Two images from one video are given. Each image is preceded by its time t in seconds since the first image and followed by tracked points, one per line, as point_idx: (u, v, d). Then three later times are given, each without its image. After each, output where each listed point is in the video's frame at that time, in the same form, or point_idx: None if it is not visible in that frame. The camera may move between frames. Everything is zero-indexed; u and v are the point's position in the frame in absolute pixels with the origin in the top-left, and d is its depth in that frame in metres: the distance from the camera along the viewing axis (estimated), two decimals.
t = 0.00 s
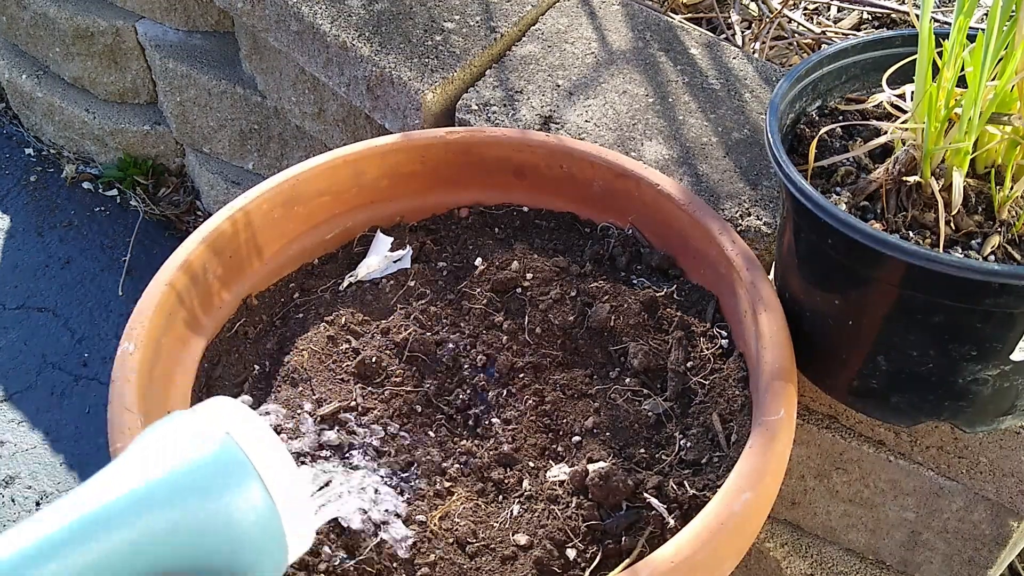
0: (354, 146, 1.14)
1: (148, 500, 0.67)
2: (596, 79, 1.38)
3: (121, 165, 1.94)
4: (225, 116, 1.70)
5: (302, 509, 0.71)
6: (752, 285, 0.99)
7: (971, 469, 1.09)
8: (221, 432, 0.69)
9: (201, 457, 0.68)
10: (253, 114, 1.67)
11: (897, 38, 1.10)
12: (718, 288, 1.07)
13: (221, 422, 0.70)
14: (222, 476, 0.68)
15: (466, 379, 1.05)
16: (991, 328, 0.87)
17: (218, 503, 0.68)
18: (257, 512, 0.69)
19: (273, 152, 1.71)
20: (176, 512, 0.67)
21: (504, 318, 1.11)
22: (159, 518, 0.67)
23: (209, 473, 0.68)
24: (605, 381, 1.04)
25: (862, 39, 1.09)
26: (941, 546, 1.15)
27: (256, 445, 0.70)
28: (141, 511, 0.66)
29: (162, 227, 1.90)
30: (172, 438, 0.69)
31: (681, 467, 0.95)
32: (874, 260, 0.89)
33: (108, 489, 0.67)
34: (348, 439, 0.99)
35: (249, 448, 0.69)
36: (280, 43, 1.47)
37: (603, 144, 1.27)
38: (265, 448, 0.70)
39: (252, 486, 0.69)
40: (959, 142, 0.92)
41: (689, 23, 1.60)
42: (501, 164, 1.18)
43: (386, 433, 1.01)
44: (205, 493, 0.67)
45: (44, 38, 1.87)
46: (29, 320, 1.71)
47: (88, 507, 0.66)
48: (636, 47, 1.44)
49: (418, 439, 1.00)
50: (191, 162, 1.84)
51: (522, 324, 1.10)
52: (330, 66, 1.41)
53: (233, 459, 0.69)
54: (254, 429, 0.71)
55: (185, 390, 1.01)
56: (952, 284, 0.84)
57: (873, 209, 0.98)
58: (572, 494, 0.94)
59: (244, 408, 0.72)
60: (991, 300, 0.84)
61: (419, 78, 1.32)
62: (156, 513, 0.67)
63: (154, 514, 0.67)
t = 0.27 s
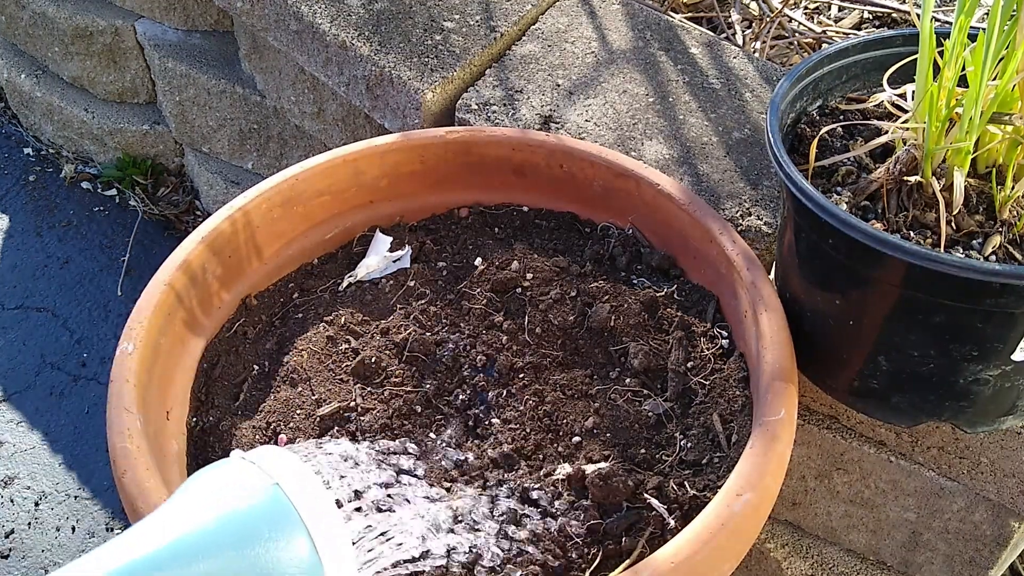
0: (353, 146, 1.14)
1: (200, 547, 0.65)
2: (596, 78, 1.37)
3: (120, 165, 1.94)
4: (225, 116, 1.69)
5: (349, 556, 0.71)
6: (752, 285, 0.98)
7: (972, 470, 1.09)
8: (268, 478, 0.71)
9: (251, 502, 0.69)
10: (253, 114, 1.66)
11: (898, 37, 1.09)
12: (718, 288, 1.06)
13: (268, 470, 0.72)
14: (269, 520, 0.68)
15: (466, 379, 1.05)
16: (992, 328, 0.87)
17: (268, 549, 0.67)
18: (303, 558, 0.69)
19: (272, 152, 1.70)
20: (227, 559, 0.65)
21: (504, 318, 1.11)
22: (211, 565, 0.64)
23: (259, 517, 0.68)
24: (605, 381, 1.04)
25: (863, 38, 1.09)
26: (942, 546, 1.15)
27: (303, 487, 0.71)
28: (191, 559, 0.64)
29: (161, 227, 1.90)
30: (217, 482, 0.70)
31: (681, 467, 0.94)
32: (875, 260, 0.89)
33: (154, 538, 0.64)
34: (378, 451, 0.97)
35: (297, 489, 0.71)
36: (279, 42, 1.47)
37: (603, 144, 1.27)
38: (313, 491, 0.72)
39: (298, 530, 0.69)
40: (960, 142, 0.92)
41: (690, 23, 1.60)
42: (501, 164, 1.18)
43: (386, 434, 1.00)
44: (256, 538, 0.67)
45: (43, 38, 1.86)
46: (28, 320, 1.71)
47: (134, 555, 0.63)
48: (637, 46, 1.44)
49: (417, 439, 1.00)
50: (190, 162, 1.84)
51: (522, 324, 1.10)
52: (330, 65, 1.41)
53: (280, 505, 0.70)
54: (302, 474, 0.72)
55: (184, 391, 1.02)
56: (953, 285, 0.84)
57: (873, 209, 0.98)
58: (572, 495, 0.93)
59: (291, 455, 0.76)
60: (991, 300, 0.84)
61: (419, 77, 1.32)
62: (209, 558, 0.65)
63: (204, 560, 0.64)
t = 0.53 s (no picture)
0: (354, 146, 1.15)
1: (268, 526, 0.65)
2: (597, 79, 1.38)
3: (121, 165, 1.94)
4: (226, 117, 1.70)
5: (414, 544, 0.71)
6: (751, 285, 0.99)
7: (971, 469, 1.09)
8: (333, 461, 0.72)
9: (317, 482, 0.70)
10: (254, 114, 1.67)
11: (896, 38, 1.10)
12: (718, 288, 1.07)
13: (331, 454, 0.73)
14: (336, 501, 0.69)
15: (467, 378, 1.05)
16: (991, 328, 0.88)
17: (334, 530, 0.68)
18: (371, 540, 0.69)
19: (273, 152, 1.71)
20: (297, 538, 0.66)
21: (504, 318, 1.11)
22: (283, 542, 0.65)
23: (324, 495, 0.69)
24: (605, 380, 1.04)
25: (862, 39, 1.09)
26: (941, 545, 1.15)
27: (367, 473, 0.72)
28: (262, 538, 0.65)
29: (163, 227, 1.91)
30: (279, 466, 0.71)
31: (681, 467, 0.95)
32: (873, 260, 0.89)
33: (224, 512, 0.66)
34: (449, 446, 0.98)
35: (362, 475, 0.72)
36: (280, 43, 1.47)
37: (603, 144, 1.27)
38: (373, 476, 0.72)
39: (366, 512, 0.69)
40: (958, 142, 0.93)
41: (689, 24, 1.61)
42: (501, 164, 1.18)
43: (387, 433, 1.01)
44: (324, 516, 0.68)
45: (45, 38, 1.87)
46: (29, 320, 1.71)
47: (204, 532, 0.64)
48: (637, 47, 1.44)
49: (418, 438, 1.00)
50: (191, 162, 1.85)
51: (522, 324, 1.10)
52: (330, 66, 1.42)
53: (346, 487, 0.70)
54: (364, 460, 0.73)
55: (185, 389, 1.02)
56: (951, 285, 0.85)
57: (872, 209, 0.99)
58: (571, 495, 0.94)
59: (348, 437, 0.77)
60: (990, 300, 0.84)
61: (420, 78, 1.32)
62: (280, 536, 0.65)
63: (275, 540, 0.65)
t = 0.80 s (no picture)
0: (353, 146, 1.14)
1: (330, 495, 0.75)
2: (597, 79, 1.38)
3: (120, 165, 1.94)
4: (225, 116, 1.70)
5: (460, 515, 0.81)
6: (752, 285, 0.98)
7: (972, 469, 1.09)
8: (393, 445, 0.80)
9: (380, 460, 0.78)
10: (253, 114, 1.66)
11: (897, 38, 1.10)
12: (718, 288, 1.06)
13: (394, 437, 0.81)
14: (394, 482, 0.77)
15: (467, 378, 1.05)
16: (992, 328, 0.87)
17: (389, 508, 0.76)
18: (423, 520, 0.77)
19: (273, 152, 1.71)
20: (356, 511, 0.75)
21: (504, 318, 1.11)
22: (343, 514, 0.75)
23: (384, 476, 0.77)
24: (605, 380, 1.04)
25: (863, 38, 1.09)
26: (941, 546, 1.15)
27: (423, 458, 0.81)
28: (327, 507, 0.74)
29: (162, 227, 1.90)
30: (348, 441, 0.80)
31: (681, 467, 0.94)
32: (874, 259, 0.89)
33: (295, 478, 0.76)
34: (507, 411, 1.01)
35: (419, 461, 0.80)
36: (280, 42, 1.47)
37: (603, 144, 1.27)
38: (424, 460, 0.81)
39: (421, 494, 0.78)
40: (959, 142, 0.92)
41: (690, 23, 1.60)
42: (501, 164, 1.18)
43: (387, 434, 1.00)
44: (382, 495, 0.76)
45: (44, 38, 1.86)
46: (28, 320, 1.71)
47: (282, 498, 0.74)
48: (637, 47, 1.44)
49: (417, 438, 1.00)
50: (191, 162, 1.84)
51: (522, 324, 1.10)
52: (330, 66, 1.41)
53: (405, 470, 0.79)
54: (420, 447, 0.83)
55: (184, 389, 1.02)
56: (953, 284, 0.84)
57: (873, 208, 0.98)
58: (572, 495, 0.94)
59: (408, 421, 0.88)
60: (991, 300, 0.84)
61: (419, 78, 1.32)
62: (340, 508, 0.75)
63: (337, 512, 0.75)
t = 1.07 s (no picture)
0: (353, 146, 1.14)
1: (405, 407, 0.75)
2: (597, 79, 1.37)
3: (120, 165, 1.94)
4: (225, 116, 1.69)
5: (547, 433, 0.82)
6: (752, 285, 0.98)
7: (972, 470, 1.09)
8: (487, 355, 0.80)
9: (469, 374, 0.79)
10: (253, 114, 1.66)
11: (897, 37, 1.09)
12: (718, 288, 1.06)
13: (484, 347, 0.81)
14: (488, 392, 0.79)
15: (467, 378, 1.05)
16: (992, 328, 0.87)
17: (483, 416, 0.78)
18: (513, 426, 0.79)
19: (273, 152, 1.70)
20: (448, 417, 0.77)
21: (504, 318, 1.11)
22: (435, 420, 0.77)
23: (475, 385, 0.79)
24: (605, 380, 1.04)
25: (863, 38, 1.09)
26: (942, 546, 1.15)
27: (515, 372, 0.81)
28: (419, 416, 0.76)
29: (161, 227, 1.90)
30: (439, 355, 0.80)
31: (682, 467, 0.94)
32: (876, 259, 0.88)
33: (392, 386, 0.76)
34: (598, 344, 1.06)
35: (512, 376, 0.80)
36: (279, 42, 1.47)
37: (603, 144, 1.27)
38: (519, 375, 0.81)
39: (512, 403, 0.79)
40: (959, 142, 0.92)
41: (690, 23, 1.60)
42: (501, 164, 1.18)
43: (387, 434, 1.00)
44: (474, 403, 0.78)
45: (43, 37, 1.86)
46: (28, 320, 1.71)
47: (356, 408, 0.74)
48: (637, 46, 1.44)
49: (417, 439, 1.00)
50: (190, 162, 1.84)
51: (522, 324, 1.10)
52: (329, 65, 1.41)
53: (496, 380, 0.79)
54: (515, 360, 0.82)
55: (185, 390, 1.01)
56: (954, 284, 0.84)
57: (873, 209, 0.98)
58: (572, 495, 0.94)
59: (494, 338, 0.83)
60: (991, 300, 0.84)
61: (419, 77, 1.32)
62: (431, 414, 0.76)
63: (429, 420, 0.76)
